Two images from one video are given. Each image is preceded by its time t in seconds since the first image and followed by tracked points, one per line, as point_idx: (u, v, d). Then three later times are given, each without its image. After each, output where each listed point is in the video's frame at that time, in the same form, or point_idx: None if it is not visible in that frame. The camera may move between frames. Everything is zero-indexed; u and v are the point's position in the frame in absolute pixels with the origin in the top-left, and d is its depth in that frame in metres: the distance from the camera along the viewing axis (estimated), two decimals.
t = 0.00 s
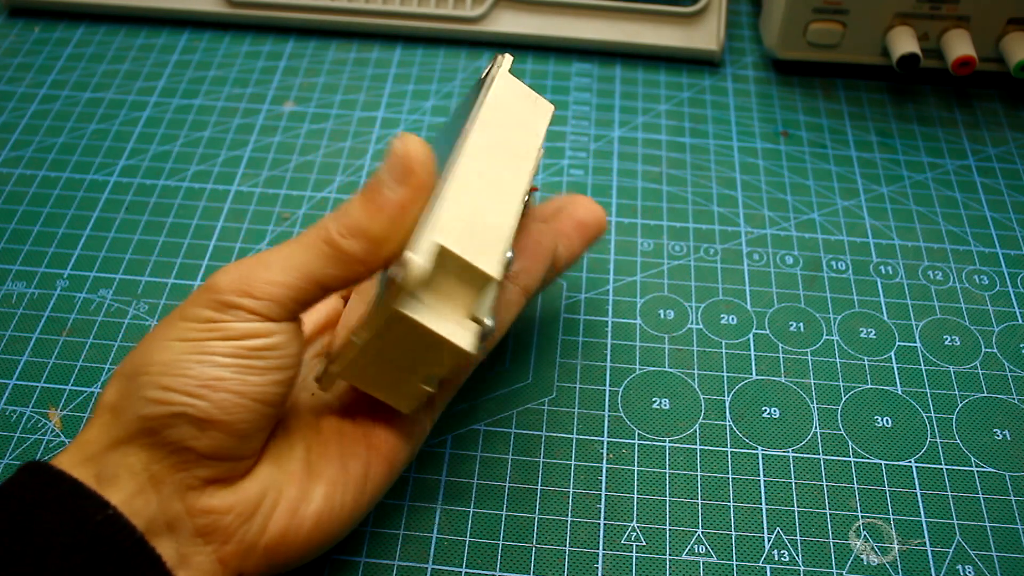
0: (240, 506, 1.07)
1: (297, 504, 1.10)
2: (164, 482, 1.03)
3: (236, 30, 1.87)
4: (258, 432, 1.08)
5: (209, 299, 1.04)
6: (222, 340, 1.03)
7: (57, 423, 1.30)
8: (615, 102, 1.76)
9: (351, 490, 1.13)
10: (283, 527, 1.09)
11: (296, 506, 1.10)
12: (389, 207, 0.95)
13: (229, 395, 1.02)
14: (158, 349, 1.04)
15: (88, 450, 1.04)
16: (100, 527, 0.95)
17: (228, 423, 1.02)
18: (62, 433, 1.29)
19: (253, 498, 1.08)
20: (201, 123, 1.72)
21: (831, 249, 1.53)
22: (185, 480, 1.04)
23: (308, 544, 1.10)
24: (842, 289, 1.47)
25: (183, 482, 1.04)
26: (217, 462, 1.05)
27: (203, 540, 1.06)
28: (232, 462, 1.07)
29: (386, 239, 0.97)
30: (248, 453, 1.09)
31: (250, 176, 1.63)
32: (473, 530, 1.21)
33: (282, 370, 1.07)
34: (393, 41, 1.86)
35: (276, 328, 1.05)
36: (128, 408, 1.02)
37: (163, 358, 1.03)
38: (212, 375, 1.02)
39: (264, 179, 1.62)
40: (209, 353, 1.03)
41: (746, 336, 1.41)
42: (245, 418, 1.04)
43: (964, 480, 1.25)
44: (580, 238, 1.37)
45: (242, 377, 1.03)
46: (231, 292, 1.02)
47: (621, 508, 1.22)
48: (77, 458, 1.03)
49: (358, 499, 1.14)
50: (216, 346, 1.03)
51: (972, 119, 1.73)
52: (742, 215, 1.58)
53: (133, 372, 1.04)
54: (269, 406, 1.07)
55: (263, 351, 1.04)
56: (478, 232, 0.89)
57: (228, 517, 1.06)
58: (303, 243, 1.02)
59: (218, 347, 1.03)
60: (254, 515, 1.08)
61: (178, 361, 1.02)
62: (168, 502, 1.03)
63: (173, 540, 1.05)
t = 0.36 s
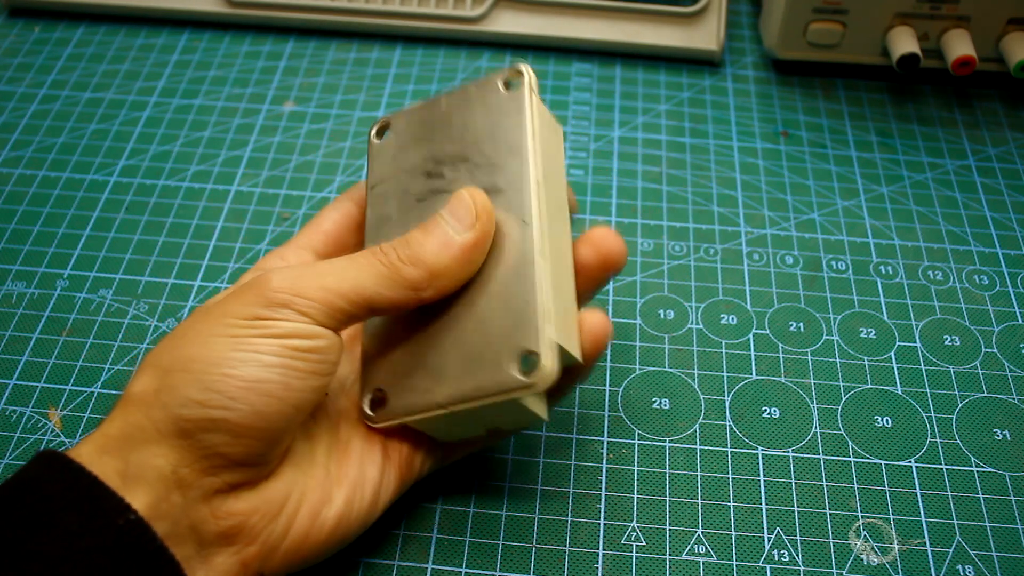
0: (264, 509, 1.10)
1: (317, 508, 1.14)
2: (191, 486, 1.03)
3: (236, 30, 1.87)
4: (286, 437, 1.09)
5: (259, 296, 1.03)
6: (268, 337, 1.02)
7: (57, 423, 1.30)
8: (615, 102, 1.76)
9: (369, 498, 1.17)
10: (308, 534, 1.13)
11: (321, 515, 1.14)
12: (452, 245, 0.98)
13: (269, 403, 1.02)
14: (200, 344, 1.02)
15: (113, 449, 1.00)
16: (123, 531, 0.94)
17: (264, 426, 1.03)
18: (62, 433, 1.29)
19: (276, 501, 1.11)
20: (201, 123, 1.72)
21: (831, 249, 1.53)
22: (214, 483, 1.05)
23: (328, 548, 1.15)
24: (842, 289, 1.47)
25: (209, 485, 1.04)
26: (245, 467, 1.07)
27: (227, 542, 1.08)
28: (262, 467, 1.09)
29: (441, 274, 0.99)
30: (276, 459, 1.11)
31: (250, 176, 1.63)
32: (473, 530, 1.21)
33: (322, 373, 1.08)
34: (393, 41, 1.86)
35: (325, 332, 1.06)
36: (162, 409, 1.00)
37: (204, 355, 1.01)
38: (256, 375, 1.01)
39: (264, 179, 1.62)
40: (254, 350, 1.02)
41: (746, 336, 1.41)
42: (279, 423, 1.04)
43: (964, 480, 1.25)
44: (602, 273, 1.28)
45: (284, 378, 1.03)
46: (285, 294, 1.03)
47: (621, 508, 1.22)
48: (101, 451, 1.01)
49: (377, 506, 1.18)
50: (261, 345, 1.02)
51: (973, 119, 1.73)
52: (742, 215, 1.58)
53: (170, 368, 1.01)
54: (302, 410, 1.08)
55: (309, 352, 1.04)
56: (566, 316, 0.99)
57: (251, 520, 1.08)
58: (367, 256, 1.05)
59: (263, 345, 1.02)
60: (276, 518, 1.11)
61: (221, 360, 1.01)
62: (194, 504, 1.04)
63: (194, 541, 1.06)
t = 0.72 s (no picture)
0: (263, 503, 1.10)
1: (315, 503, 1.14)
2: (190, 481, 1.05)
3: (236, 30, 1.87)
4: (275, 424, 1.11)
5: (225, 277, 1.09)
6: (243, 312, 1.06)
7: (57, 423, 1.30)
8: (615, 102, 1.76)
9: (360, 489, 1.18)
10: (305, 528, 1.13)
11: (316, 508, 1.14)
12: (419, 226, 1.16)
13: (252, 382, 1.05)
14: (172, 328, 1.06)
15: (111, 449, 1.02)
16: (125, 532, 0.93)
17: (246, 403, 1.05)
18: (62, 433, 1.29)
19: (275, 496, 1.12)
20: (201, 123, 1.72)
21: (831, 249, 1.53)
22: (211, 476, 1.06)
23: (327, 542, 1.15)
24: (842, 289, 1.47)
25: (205, 479, 1.06)
26: (240, 459, 1.08)
27: (228, 539, 1.09)
28: (254, 461, 1.10)
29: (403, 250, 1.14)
30: (265, 453, 1.12)
31: (250, 176, 1.63)
32: (473, 529, 1.21)
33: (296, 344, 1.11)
34: (393, 41, 1.86)
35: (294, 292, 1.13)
36: (149, 402, 1.03)
37: (184, 338, 1.04)
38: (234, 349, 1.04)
39: (264, 179, 1.62)
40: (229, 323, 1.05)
41: (746, 336, 1.41)
42: (261, 397, 1.07)
43: (964, 480, 1.25)
44: (589, 288, 1.33)
45: (263, 352, 1.06)
46: (254, 263, 1.11)
47: (621, 508, 1.22)
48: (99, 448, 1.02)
49: (370, 499, 1.18)
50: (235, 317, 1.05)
51: (972, 119, 1.73)
52: (742, 215, 1.58)
53: (152, 357, 1.05)
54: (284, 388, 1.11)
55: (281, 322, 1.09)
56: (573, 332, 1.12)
57: (251, 515, 1.09)
58: (312, 210, 1.18)
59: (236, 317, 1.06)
60: (276, 515, 1.11)
61: (201, 338, 1.04)
62: (194, 498, 1.05)
63: (197, 539, 1.08)
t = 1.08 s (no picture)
0: (268, 508, 1.10)
1: (319, 507, 1.13)
2: (194, 487, 1.03)
3: (236, 30, 1.87)
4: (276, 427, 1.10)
5: (226, 272, 1.05)
6: (247, 312, 1.04)
7: (57, 423, 1.30)
8: (615, 102, 1.76)
9: (361, 491, 1.17)
10: (308, 532, 1.12)
11: (319, 512, 1.13)
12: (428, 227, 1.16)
13: (256, 382, 1.03)
14: (173, 327, 1.02)
15: (111, 452, 1.00)
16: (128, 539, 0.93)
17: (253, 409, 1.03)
18: (62, 433, 1.29)
19: (280, 500, 1.11)
20: (201, 123, 1.72)
21: (831, 249, 1.53)
22: (216, 482, 1.04)
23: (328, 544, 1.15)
24: (842, 289, 1.47)
25: (210, 484, 1.04)
26: (246, 465, 1.07)
27: (231, 542, 1.09)
28: (258, 465, 1.09)
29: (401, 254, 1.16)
30: (267, 456, 1.11)
31: (250, 176, 1.63)
32: (473, 529, 1.21)
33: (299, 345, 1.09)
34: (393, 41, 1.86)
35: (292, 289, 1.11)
36: (148, 404, 0.99)
37: (184, 338, 1.01)
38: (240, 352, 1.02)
39: (264, 179, 1.62)
40: (234, 324, 1.03)
41: (746, 336, 1.41)
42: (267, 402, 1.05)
43: (964, 480, 1.25)
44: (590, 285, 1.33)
45: (268, 354, 1.04)
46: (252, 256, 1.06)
47: (621, 508, 1.22)
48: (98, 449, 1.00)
49: (370, 502, 1.18)
50: (240, 319, 1.03)
51: (972, 119, 1.73)
52: (742, 215, 1.58)
53: (151, 358, 1.01)
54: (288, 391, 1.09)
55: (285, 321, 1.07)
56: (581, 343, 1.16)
57: (255, 519, 1.09)
58: (304, 207, 1.13)
59: (240, 318, 1.03)
60: (280, 519, 1.10)
61: (206, 342, 1.01)
62: (198, 503, 1.04)
63: (198, 544, 1.07)
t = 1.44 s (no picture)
0: (267, 515, 1.10)
1: (319, 513, 1.13)
2: (193, 495, 1.02)
3: (236, 30, 1.87)
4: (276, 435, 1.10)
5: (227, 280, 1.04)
6: (247, 323, 1.04)
7: (57, 423, 1.30)
8: (615, 102, 1.76)
9: (362, 496, 1.17)
10: (310, 539, 1.12)
11: (320, 519, 1.13)
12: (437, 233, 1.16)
13: (256, 393, 1.03)
14: (173, 337, 1.02)
15: (111, 461, 0.99)
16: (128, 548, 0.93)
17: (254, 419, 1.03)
18: (62, 433, 1.29)
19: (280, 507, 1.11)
20: (201, 123, 1.72)
21: (831, 249, 1.53)
22: (215, 491, 1.04)
23: (330, 551, 1.15)
24: (842, 289, 1.47)
25: (209, 493, 1.04)
26: (245, 473, 1.07)
27: (232, 551, 1.09)
28: (257, 473, 1.09)
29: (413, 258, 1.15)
30: (267, 464, 1.11)
31: (250, 176, 1.63)
32: (473, 529, 1.21)
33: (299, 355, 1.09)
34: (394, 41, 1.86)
35: (293, 297, 1.10)
36: (148, 413, 0.99)
37: (185, 349, 1.01)
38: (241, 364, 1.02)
39: (264, 179, 1.62)
40: (234, 335, 1.02)
41: (746, 336, 1.41)
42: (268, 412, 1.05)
43: (964, 480, 1.25)
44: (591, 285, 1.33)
45: (269, 365, 1.04)
46: (253, 265, 1.05)
47: (620, 508, 1.22)
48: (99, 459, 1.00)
49: (372, 507, 1.18)
50: (241, 331, 1.03)
51: (972, 119, 1.73)
52: (742, 215, 1.58)
53: (151, 368, 1.01)
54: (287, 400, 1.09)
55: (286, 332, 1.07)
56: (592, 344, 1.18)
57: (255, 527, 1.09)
58: (308, 212, 1.12)
59: (241, 329, 1.03)
60: (280, 526, 1.11)
61: (206, 353, 1.01)
62: (198, 512, 1.04)
63: (200, 552, 1.07)
